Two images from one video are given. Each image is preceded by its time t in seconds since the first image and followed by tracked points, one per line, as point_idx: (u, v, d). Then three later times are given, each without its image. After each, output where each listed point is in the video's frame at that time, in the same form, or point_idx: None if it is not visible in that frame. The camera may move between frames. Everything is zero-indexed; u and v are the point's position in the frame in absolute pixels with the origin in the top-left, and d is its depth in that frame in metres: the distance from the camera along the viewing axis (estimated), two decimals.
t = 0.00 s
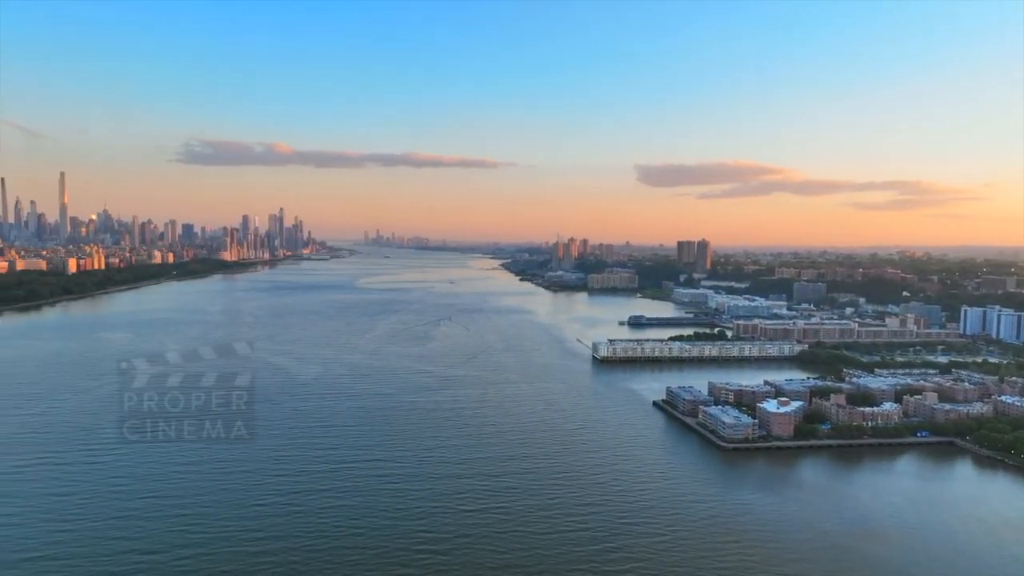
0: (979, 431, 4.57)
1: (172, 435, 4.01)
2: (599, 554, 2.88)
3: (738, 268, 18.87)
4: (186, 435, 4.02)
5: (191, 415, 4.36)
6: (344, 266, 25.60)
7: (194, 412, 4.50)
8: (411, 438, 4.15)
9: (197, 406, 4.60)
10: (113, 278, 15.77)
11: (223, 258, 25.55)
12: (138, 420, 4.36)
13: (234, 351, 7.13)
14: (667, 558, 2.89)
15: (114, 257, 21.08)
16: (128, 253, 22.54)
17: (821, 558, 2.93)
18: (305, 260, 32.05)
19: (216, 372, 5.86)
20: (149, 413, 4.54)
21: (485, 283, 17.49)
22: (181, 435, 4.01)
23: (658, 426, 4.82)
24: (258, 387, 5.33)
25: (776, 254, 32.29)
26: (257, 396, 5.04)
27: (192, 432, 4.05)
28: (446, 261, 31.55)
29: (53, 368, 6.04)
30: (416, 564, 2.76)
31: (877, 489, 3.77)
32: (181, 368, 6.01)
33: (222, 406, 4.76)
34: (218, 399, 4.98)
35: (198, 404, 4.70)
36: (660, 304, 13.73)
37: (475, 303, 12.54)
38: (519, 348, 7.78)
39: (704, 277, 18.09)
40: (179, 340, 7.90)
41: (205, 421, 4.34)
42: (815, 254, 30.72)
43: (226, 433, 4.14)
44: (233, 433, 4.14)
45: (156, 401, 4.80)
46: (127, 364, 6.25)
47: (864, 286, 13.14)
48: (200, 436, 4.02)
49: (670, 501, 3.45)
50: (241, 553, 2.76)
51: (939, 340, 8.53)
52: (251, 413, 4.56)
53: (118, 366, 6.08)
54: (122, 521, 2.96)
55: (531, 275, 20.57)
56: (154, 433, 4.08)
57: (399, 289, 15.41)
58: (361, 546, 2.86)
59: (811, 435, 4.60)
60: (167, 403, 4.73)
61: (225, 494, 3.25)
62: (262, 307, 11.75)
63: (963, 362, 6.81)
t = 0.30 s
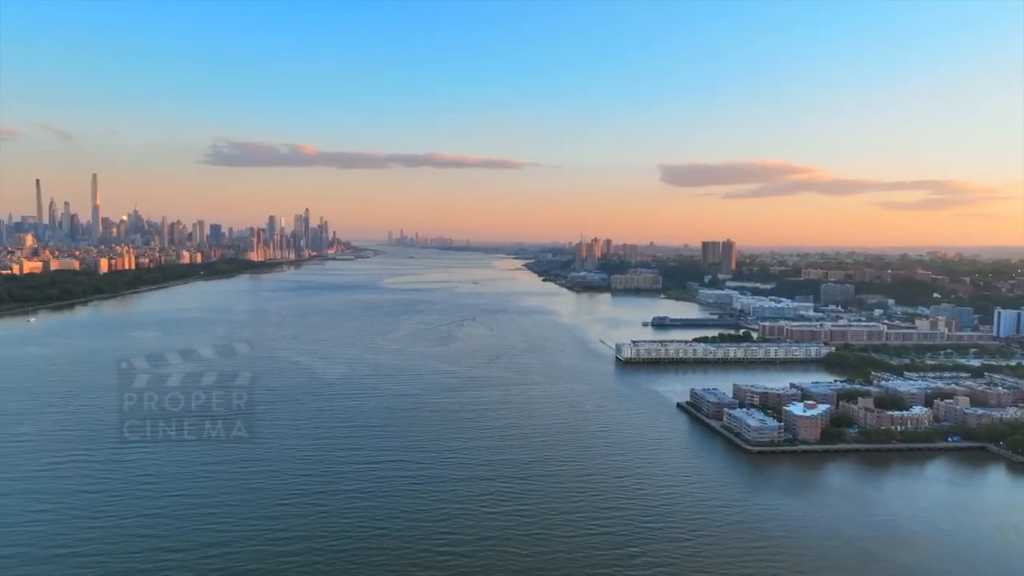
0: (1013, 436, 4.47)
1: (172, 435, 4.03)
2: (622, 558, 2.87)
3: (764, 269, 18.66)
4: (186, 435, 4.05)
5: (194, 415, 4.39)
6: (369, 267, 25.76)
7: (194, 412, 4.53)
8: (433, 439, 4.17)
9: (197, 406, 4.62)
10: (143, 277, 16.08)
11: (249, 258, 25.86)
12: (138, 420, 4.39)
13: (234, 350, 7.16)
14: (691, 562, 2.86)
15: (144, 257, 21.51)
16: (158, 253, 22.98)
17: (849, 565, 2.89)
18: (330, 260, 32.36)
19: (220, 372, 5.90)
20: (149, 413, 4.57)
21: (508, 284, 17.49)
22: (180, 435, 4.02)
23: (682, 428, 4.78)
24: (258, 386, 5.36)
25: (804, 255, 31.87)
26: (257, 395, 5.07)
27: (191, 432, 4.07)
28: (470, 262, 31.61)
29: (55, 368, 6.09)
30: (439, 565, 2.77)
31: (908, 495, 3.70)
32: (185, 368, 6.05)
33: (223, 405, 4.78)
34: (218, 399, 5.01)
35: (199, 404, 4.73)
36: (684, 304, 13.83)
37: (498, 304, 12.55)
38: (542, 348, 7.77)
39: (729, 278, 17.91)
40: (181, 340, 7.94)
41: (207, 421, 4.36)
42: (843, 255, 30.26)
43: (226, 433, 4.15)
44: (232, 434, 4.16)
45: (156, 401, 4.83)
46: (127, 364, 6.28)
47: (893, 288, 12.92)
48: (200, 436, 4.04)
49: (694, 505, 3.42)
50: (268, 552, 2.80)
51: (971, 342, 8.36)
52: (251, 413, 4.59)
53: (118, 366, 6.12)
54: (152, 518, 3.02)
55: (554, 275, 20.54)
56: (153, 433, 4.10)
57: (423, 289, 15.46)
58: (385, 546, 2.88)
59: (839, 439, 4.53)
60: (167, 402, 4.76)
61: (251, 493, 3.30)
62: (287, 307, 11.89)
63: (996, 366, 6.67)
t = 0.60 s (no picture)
0: None
1: (172, 434, 4.06)
2: (644, 563, 2.85)
3: (790, 270, 18.42)
4: (185, 434, 4.08)
5: (194, 416, 4.43)
6: (392, 267, 25.88)
7: (194, 412, 4.55)
8: (456, 439, 4.18)
9: (196, 406, 4.65)
10: (170, 276, 16.36)
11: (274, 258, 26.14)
12: (138, 420, 4.41)
13: (234, 350, 7.19)
14: (715, 567, 2.84)
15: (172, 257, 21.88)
16: (185, 253, 23.37)
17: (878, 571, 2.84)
18: (353, 260, 32.64)
19: (223, 372, 5.94)
20: (149, 413, 4.59)
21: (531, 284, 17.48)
22: (180, 434, 4.06)
23: (707, 431, 4.74)
24: (257, 386, 5.39)
25: (830, 256, 31.46)
26: (257, 395, 5.10)
27: (191, 432, 4.10)
28: (493, 262, 31.60)
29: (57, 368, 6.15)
30: (462, 566, 2.78)
31: (937, 500, 3.64)
32: (185, 368, 6.08)
33: (222, 405, 4.81)
34: (218, 399, 5.03)
35: (199, 404, 4.75)
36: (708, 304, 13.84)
37: (520, 304, 12.54)
38: (565, 349, 7.75)
39: (755, 278, 17.70)
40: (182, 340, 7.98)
41: (207, 421, 4.39)
42: (872, 256, 29.81)
43: (225, 433, 4.18)
44: (232, 433, 4.19)
45: (156, 401, 4.86)
46: (127, 364, 6.32)
47: (923, 289, 12.68)
48: (200, 436, 4.07)
49: (718, 508, 3.40)
50: (293, 550, 2.84)
51: (1003, 345, 8.18)
52: (251, 413, 4.61)
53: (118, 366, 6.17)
54: (179, 517, 3.07)
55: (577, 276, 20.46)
56: (153, 432, 4.13)
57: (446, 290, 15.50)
58: (407, 546, 2.91)
59: (867, 443, 4.47)
60: (167, 402, 4.78)
61: (276, 492, 3.34)
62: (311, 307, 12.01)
63: None
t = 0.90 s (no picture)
0: None
1: (171, 435, 4.08)
2: (668, 566, 2.83)
3: (817, 271, 18.17)
4: (185, 434, 4.10)
5: (195, 416, 4.45)
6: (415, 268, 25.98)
7: (194, 412, 4.56)
8: (478, 440, 4.19)
9: (196, 406, 4.66)
10: (197, 276, 16.62)
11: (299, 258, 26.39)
12: (137, 420, 4.43)
13: (235, 350, 7.20)
14: (740, 571, 2.81)
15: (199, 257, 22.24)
16: (213, 253, 23.74)
17: None
18: (376, 260, 32.88)
19: (224, 372, 5.96)
20: (148, 413, 4.60)
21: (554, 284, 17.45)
22: (180, 434, 4.07)
23: (731, 433, 4.70)
24: (257, 386, 5.40)
25: (857, 258, 31.00)
26: (257, 396, 5.11)
27: (191, 432, 4.12)
28: (515, 263, 31.59)
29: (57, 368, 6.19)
30: (484, 566, 2.79)
31: (968, 506, 3.58)
32: (184, 368, 6.10)
33: (222, 405, 4.83)
34: (217, 398, 5.05)
35: (199, 403, 4.76)
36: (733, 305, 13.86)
37: (542, 304, 12.52)
38: (587, 350, 7.72)
39: (780, 279, 17.50)
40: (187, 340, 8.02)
41: (207, 421, 4.41)
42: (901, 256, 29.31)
43: (226, 433, 4.20)
44: (231, 433, 4.21)
45: (156, 401, 4.88)
46: (127, 364, 6.34)
47: (954, 290, 12.44)
48: (199, 436, 4.08)
49: (742, 511, 3.37)
50: (318, 548, 2.87)
51: None
52: (252, 413, 4.62)
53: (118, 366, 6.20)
54: (205, 515, 3.11)
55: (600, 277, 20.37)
56: (153, 432, 4.15)
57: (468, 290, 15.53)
58: (430, 545, 2.92)
59: (895, 447, 4.40)
60: (167, 402, 4.79)
61: (301, 491, 3.37)
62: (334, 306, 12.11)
63: None
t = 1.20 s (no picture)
0: None
1: (172, 435, 4.11)
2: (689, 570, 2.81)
3: (842, 271, 17.94)
4: (185, 434, 4.13)
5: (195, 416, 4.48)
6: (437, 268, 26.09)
7: (194, 412, 4.59)
8: (498, 441, 4.19)
9: (196, 407, 4.69)
10: (222, 276, 16.84)
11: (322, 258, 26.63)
12: (138, 420, 4.46)
13: (235, 350, 7.24)
14: None
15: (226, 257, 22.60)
16: (237, 253, 24.09)
17: None
18: (398, 260, 33.09)
19: (225, 372, 5.99)
20: (149, 413, 4.64)
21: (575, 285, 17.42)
22: (179, 435, 4.10)
23: (755, 436, 4.65)
24: (257, 386, 5.43)
25: (884, 258, 30.52)
26: (257, 395, 5.14)
27: (191, 432, 4.15)
28: (537, 262, 31.60)
29: (57, 368, 6.24)
30: (504, 568, 2.79)
31: (999, 513, 3.51)
32: (184, 369, 6.14)
33: (221, 405, 4.86)
34: (217, 398, 5.08)
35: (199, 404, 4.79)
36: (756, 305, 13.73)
37: (563, 305, 12.50)
38: (608, 351, 7.70)
39: (804, 280, 17.30)
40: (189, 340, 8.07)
41: (207, 420, 4.44)
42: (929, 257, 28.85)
43: (226, 433, 4.22)
44: (231, 433, 4.23)
45: (156, 401, 4.91)
46: (127, 364, 6.39)
47: (984, 292, 12.20)
48: (200, 436, 4.11)
49: (765, 515, 3.33)
50: (339, 548, 2.89)
51: None
52: (252, 413, 4.66)
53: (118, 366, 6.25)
54: (230, 513, 3.16)
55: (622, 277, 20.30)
56: (153, 433, 4.18)
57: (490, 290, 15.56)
58: (450, 546, 2.93)
59: (922, 452, 4.32)
60: (167, 402, 4.83)
61: (323, 491, 3.40)
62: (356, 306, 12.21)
63: None
